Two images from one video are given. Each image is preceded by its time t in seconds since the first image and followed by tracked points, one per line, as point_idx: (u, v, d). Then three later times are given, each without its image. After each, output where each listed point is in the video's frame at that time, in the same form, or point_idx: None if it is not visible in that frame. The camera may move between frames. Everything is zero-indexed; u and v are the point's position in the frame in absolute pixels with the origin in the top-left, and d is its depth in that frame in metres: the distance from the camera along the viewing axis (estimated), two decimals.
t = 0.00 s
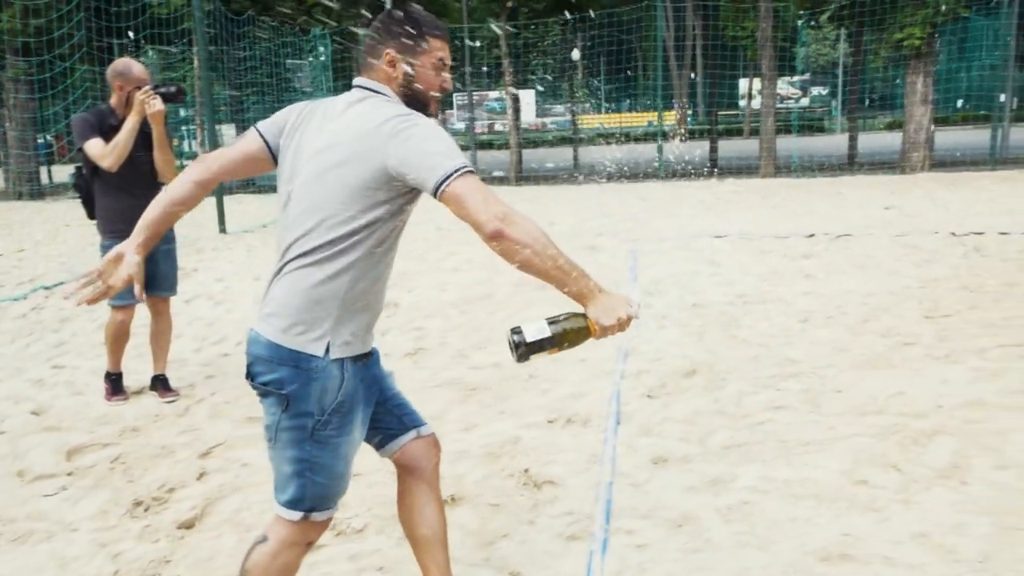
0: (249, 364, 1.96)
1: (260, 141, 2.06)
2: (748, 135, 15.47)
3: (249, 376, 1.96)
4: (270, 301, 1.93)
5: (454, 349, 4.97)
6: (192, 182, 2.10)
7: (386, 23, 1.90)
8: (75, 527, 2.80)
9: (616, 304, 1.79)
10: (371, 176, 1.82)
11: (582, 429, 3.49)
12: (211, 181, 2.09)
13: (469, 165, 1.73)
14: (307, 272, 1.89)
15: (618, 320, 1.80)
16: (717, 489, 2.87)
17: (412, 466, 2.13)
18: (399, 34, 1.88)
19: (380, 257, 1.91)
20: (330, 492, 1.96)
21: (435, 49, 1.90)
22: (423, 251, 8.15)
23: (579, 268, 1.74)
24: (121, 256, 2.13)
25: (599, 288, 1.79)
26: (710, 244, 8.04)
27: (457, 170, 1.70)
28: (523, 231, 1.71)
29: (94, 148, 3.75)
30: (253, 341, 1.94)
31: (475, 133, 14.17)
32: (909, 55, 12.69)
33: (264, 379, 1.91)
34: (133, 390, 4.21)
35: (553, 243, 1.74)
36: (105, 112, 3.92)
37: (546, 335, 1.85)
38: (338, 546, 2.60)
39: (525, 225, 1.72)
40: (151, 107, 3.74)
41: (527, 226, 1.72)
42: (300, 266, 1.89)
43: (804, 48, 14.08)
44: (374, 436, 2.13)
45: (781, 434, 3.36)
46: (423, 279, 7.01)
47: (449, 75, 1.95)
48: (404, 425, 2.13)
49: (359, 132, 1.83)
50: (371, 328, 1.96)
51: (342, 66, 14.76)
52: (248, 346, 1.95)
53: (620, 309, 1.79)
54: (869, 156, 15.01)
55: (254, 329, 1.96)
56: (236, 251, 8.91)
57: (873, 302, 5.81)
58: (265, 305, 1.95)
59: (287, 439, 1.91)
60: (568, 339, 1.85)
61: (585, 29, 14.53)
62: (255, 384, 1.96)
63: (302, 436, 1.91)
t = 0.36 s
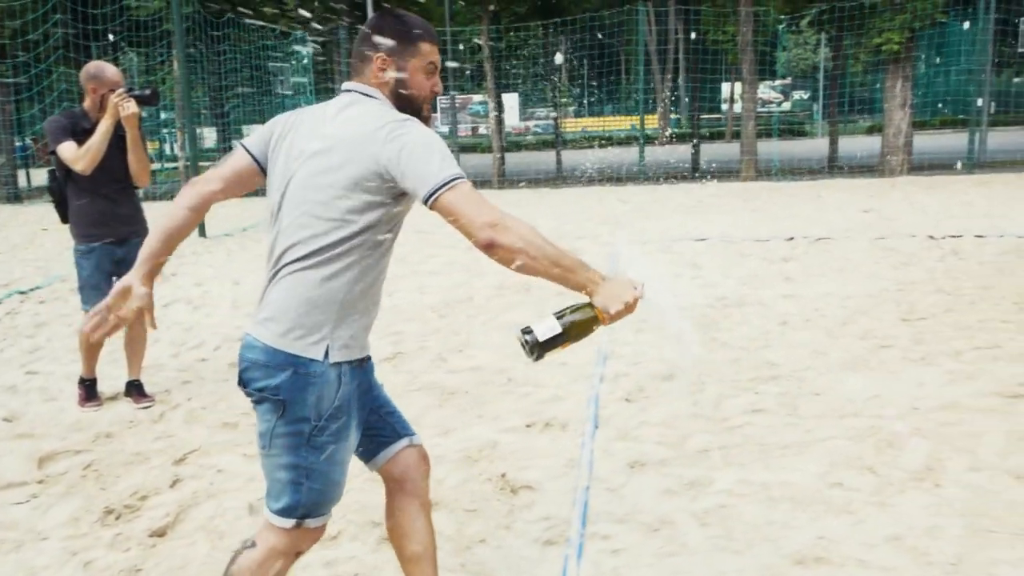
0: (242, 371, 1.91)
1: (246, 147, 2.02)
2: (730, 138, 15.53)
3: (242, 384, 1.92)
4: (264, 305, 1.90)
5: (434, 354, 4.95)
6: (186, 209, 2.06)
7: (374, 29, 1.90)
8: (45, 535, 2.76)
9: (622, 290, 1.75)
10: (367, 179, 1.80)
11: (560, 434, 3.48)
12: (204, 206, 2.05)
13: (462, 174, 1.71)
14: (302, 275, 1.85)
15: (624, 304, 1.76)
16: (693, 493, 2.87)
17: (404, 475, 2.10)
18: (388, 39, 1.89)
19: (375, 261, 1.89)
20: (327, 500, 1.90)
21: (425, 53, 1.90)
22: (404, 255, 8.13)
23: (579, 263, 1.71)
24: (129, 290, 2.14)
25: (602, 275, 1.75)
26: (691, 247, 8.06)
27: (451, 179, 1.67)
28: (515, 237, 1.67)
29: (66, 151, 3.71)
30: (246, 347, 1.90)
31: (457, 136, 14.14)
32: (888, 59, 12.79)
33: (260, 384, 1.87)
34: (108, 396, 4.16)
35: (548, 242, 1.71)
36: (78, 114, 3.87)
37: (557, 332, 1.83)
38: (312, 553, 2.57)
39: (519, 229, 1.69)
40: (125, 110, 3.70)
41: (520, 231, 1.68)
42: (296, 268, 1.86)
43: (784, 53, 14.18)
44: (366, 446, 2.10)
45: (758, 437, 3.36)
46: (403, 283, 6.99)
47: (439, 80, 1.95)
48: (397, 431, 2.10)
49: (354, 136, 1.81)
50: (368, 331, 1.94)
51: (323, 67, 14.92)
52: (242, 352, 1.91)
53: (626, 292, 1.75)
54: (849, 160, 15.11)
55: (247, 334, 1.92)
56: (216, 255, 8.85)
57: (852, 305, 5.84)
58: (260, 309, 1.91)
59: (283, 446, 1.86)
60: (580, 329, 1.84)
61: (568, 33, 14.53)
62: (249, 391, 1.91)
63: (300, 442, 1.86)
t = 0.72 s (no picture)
0: (242, 382, 1.89)
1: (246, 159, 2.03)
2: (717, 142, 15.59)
3: (242, 397, 1.89)
4: (263, 314, 1.87)
5: (417, 358, 4.94)
6: (196, 234, 2.05)
7: (369, 36, 1.88)
8: (20, 543, 2.72)
9: (632, 277, 1.67)
10: (369, 186, 1.79)
11: (542, 438, 3.48)
12: (214, 228, 2.07)
13: (463, 183, 1.72)
14: (304, 282, 1.83)
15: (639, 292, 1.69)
16: (674, 498, 2.87)
17: (395, 494, 2.08)
18: (384, 45, 1.87)
19: (377, 269, 1.88)
20: (337, 511, 1.88)
21: (421, 58, 1.88)
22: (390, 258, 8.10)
23: (584, 260, 1.67)
24: (157, 323, 2.09)
25: (612, 267, 1.68)
26: (676, 251, 8.07)
27: (453, 188, 1.69)
28: (516, 243, 1.67)
29: (45, 154, 3.68)
30: (246, 357, 1.88)
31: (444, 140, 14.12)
32: (873, 64, 12.87)
33: (262, 395, 1.85)
34: (87, 401, 4.12)
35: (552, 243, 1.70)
36: (57, 117, 3.84)
37: (573, 336, 1.91)
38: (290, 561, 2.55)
39: (519, 233, 1.68)
40: (104, 112, 3.67)
41: (521, 235, 1.68)
42: (297, 276, 1.83)
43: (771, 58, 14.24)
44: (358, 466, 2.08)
45: (740, 442, 3.37)
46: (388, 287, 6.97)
47: (436, 85, 1.94)
48: (391, 451, 2.09)
49: (353, 142, 1.80)
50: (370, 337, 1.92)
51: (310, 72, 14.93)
52: (241, 363, 1.88)
53: (638, 279, 1.67)
54: (835, 165, 15.20)
55: (246, 344, 1.89)
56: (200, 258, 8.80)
57: (835, 309, 5.87)
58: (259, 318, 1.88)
59: (290, 456, 1.84)
60: (597, 325, 1.90)
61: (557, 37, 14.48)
62: (251, 404, 1.89)
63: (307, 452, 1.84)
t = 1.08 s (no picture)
0: (246, 401, 1.86)
1: (248, 180, 2.02)
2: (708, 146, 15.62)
3: (250, 415, 1.85)
4: (267, 329, 1.83)
5: (404, 361, 4.92)
6: (210, 260, 2.05)
7: (367, 46, 1.87)
8: None
9: (641, 289, 1.71)
10: (371, 193, 1.76)
11: (528, 443, 3.47)
12: (227, 252, 2.05)
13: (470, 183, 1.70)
14: (311, 294, 1.80)
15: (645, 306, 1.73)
16: (658, 502, 2.87)
17: (389, 507, 2.07)
18: (383, 55, 1.85)
19: (383, 277, 1.85)
20: (357, 523, 1.85)
21: (420, 66, 1.87)
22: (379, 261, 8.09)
23: (593, 266, 1.69)
24: (195, 351, 2.07)
25: (620, 278, 1.72)
26: (666, 255, 8.08)
27: (463, 187, 1.68)
28: (531, 240, 1.68)
29: (28, 155, 3.65)
30: (249, 375, 1.84)
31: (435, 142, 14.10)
32: (863, 69, 12.94)
33: (268, 411, 1.81)
34: (71, 404, 4.09)
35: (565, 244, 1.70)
36: (41, 118, 3.82)
37: (580, 344, 1.92)
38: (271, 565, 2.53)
39: (534, 232, 1.69)
40: (89, 113, 3.64)
41: (536, 234, 1.69)
42: (303, 288, 1.80)
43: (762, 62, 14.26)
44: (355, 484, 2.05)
45: (725, 446, 3.37)
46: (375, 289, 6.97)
47: (436, 92, 1.92)
48: (387, 471, 2.06)
49: (354, 150, 1.77)
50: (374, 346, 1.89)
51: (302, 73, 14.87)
52: (245, 381, 1.85)
53: (645, 293, 1.71)
54: (825, 169, 15.26)
55: (249, 362, 1.86)
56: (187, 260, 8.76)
57: (822, 314, 5.88)
58: (263, 333, 1.84)
59: (307, 471, 1.81)
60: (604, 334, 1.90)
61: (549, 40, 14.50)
62: (258, 422, 1.86)
63: (321, 465, 1.80)
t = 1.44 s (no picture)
0: (249, 418, 1.84)
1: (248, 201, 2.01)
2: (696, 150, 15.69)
3: (255, 434, 1.84)
4: (267, 342, 1.81)
5: (387, 364, 4.90)
6: (225, 281, 2.07)
7: (365, 57, 1.86)
8: None
9: (641, 300, 1.68)
10: (372, 201, 1.74)
11: (509, 446, 3.46)
12: (241, 270, 2.07)
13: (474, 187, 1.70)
14: (313, 306, 1.78)
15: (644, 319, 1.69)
16: (638, 507, 2.86)
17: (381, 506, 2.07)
18: (381, 65, 1.84)
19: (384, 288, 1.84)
20: (373, 529, 1.88)
21: (419, 76, 1.87)
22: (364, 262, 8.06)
23: (597, 271, 1.67)
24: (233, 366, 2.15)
25: (621, 285, 1.69)
26: (651, 259, 8.09)
27: (468, 189, 1.67)
28: (536, 240, 1.67)
29: (8, 153, 3.61)
30: (249, 391, 1.82)
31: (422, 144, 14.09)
32: (849, 75, 13.04)
33: (273, 427, 1.81)
34: (49, 405, 4.05)
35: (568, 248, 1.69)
36: (21, 115, 3.77)
37: (571, 339, 1.77)
38: (247, 570, 2.51)
39: (538, 233, 1.68)
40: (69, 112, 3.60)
41: (540, 235, 1.67)
42: (305, 300, 1.79)
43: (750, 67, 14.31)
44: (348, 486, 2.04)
45: (707, 451, 3.37)
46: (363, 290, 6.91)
47: (435, 100, 1.92)
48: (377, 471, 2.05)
49: (354, 158, 1.75)
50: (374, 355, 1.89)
51: (290, 74, 14.78)
52: (245, 398, 1.83)
53: (645, 304, 1.68)
54: (811, 174, 15.34)
55: (247, 376, 1.83)
56: (172, 260, 8.71)
57: (805, 318, 5.90)
58: (262, 347, 1.82)
59: (320, 484, 1.82)
60: (595, 338, 1.78)
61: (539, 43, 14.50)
62: (261, 438, 1.85)
63: (333, 477, 1.81)
